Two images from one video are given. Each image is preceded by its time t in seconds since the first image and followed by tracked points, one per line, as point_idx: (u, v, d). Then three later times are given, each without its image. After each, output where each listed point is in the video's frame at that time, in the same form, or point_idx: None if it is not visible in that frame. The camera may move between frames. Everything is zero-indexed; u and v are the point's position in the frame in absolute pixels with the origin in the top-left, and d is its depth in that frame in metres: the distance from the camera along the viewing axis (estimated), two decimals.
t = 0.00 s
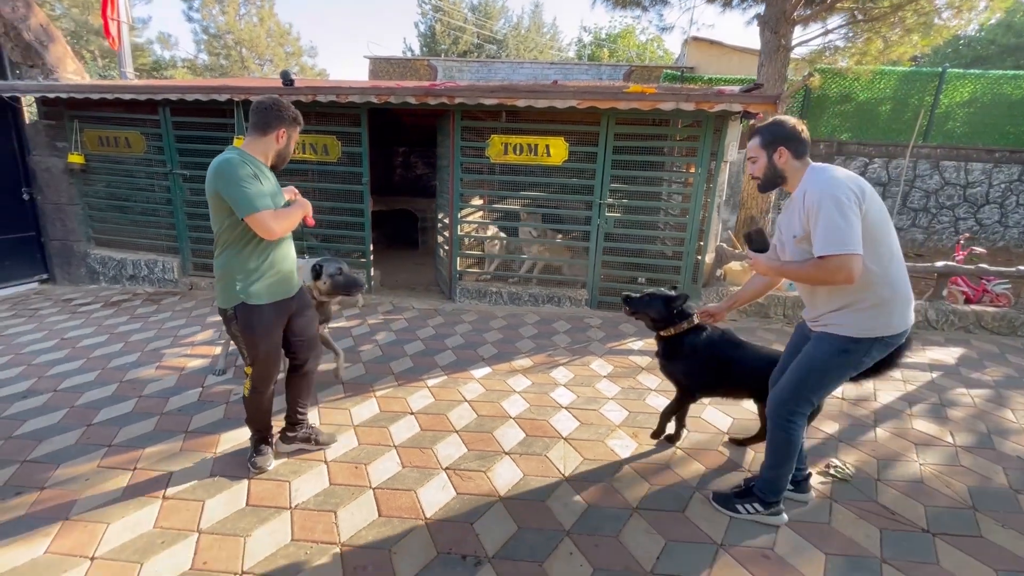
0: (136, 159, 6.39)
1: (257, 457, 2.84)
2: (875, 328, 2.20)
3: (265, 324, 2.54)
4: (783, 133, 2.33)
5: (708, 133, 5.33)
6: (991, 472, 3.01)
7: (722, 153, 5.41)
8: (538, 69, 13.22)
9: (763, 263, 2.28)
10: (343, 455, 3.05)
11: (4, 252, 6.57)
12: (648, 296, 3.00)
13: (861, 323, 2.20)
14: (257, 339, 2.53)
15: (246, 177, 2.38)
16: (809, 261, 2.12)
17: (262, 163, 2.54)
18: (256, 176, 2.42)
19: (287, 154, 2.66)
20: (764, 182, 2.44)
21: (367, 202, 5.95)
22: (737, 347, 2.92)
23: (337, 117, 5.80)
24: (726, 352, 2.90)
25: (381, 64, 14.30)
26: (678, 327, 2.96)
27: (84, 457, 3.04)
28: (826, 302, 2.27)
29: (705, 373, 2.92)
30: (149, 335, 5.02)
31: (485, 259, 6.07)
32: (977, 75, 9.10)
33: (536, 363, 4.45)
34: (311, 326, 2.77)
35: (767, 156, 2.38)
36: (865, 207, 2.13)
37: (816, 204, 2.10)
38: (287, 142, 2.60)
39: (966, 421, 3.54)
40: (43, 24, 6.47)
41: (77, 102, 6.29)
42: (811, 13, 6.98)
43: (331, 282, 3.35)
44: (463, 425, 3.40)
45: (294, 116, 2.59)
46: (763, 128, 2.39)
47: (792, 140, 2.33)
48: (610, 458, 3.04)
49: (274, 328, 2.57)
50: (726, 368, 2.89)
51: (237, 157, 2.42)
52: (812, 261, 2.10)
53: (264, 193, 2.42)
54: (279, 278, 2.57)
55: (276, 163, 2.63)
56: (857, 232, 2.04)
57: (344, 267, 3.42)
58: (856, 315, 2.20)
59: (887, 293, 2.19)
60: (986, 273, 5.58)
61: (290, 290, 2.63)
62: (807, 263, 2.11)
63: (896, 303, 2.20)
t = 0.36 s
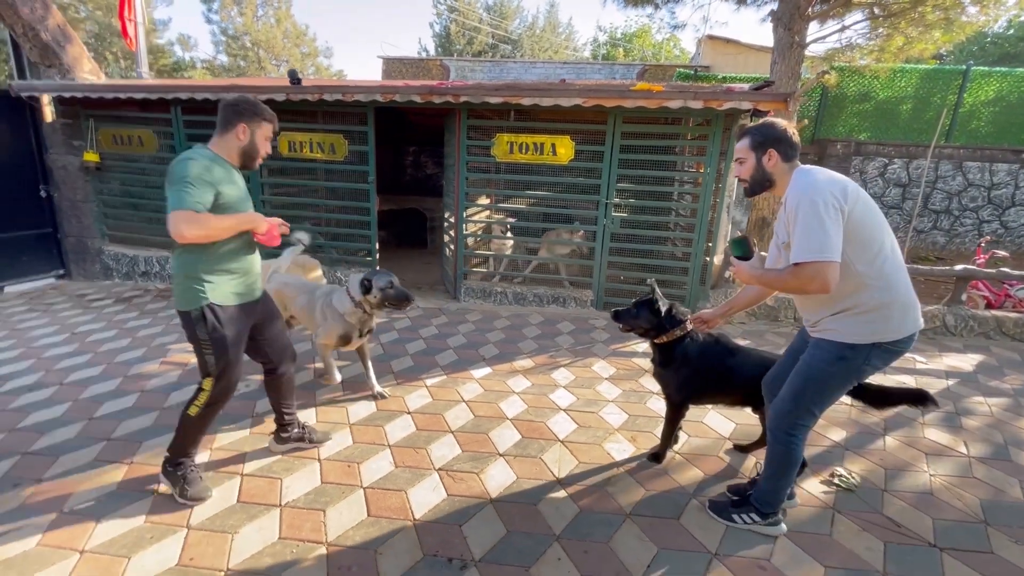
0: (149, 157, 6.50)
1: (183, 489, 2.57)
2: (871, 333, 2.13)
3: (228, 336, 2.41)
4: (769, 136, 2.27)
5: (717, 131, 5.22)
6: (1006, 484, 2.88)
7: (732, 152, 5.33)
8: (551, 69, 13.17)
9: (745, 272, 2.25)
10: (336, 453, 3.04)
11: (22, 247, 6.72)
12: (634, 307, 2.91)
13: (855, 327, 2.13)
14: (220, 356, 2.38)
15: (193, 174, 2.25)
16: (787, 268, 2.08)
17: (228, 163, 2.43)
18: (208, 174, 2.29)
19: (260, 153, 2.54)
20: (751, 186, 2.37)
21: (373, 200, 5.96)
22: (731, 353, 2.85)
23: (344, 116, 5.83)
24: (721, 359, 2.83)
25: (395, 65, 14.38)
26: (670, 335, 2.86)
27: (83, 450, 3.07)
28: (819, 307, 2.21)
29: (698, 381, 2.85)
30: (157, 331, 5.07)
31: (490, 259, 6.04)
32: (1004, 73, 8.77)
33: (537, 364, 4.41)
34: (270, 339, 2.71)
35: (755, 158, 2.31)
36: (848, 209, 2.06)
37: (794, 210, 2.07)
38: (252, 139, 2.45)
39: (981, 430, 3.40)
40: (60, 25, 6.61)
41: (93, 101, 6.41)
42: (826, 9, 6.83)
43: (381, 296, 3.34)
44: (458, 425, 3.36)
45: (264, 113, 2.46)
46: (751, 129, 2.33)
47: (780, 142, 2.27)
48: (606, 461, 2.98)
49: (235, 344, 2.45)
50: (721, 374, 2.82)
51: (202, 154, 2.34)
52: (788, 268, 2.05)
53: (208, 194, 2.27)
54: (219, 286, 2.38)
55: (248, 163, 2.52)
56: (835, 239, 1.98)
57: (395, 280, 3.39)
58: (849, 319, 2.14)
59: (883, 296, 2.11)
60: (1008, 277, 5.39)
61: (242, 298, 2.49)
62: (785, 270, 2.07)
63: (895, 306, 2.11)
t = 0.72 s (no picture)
0: (151, 153, 6.57)
1: (172, 482, 2.61)
2: (875, 343, 2.17)
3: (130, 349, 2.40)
4: (749, 151, 2.27)
5: (714, 130, 5.22)
6: (989, 485, 2.88)
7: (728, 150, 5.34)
8: (555, 66, 13.15)
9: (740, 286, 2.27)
10: (324, 446, 3.09)
11: (28, 241, 6.83)
12: (636, 303, 2.93)
13: (860, 339, 2.17)
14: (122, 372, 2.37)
15: (96, 187, 2.34)
16: (785, 287, 2.10)
17: (158, 185, 2.47)
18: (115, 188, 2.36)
19: (203, 178, 2.50)
20: (735, 202, 2.38)
21: (371, 197, 6.02)
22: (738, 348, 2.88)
23: (342, 113, 5.88)
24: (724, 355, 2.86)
25: (399, 62, 14.40)
26: (683, 328, 2.88)
27: (78, 440, 3.14)
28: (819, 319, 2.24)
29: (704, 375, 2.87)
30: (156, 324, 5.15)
31: (487, 256, 6.09)
32: (1012, 71, 8.73)
33: (528, 361, 4.45)
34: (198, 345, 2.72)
35: (737, 175, 2.32)
36: (839, 225, 2.09)
37: (786, 229, 2.08)
38: (181, 164, 2.42)
39: (968, 432, 3.39)
40: (65, 22, 6.70)
41: (97, 97, 6.49)
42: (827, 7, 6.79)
43: (459, 340, 2.98)
44: (446, 420, 3.41)
45: (196, 136, 2.42)
46: (730, 143, 2.34)
47: (761, 156, 2.28)
48: (589, 457, 3.01)
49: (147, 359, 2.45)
50: (727, 367, 2.85)
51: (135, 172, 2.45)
52: (787, 287, 2.08)
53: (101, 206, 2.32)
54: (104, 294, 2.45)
55: (192, 189, 2.50)
56: (830, 257, 2.01)
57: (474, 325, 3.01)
58: (852, 330, 2.19)
59: (883, 307, 2.16)
60: (1007, 278, 5.34)
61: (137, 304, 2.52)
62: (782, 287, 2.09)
63: (894, 315, 2.17)
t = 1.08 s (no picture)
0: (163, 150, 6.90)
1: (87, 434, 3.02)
2: (846, 339, 2.20)
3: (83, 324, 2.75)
4: (743, 154, 2.25)
5: (696, 128, 5.44)
6: (933, 458, 3.06)
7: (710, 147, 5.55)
8: (557, 65, 13.39)
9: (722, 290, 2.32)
10: (316, 418, 3.35)
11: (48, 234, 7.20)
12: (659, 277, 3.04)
13: (830, 333, 2.20)
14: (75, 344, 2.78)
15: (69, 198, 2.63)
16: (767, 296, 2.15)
17: (120, 187, 2.71)
18: (82, 195, 2.63)
19: (155, 175, 2.68)
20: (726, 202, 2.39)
21: (370, 192, 6.29)
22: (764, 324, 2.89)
23: (343, 112, 6.16)
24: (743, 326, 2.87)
25: (405, 61, 14.69)
26: (703, 300, 2.93)
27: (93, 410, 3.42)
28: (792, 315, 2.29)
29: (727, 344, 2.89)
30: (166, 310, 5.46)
31: (481, 249, 6.34)
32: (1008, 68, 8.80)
33: (514, 346, 4.70)
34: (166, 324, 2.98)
35: (728, 176, 2.31)
36: (824, 237, 2.09)
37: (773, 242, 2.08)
38: (129, 162, 2.61)
39: (924, 413, 3.58)
40: (83, 26, 7.05)
41: (112, 97, 6.83)
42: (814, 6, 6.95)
43: (426, 297, 2.91)
44: (430, 397, 3.66)
45: (140, 134, 2.58)
46: (724, 144, 2.31)
47: (755, 161, 2.26)
48: (560, 430, 3.25)
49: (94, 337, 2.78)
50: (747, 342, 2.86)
51: (96, 175, 2.69)
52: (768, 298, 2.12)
53: (75, 213, 2.62)
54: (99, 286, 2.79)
55: (148, 185, 2.70)
56: (813, 273, 2.04)
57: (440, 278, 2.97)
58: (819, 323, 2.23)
59: (858, 307, 2.17)
60: (985, 270, 5.47)
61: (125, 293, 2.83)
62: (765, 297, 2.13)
63: (869, 315, 2.19)
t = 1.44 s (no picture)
0: (179, 151, 7.25)
1: (115, 410, 3.35)
2: (855, 319, 2.45)
3: (96, 304, 3.05)
4: (761, 146, 2.55)
5: (684, 129, 5.69)
6: (885, 437, 3.33)
7: (698, 147, 5.80)
8: (560, 65, 13.64)
9: (743, 271, 2.59)
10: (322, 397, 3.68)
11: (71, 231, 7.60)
12: (639, 292, 3.21)
13: (840, 313, 2.46)
14: (90, 320, 3.09)
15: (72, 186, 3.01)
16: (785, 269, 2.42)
17: (111, 173, 3.03)
18: (79, 183, 2.98)
19: (136, 158, 2.95)
20: (739, 189, 2.65)
21: (374, 191, 6.60)
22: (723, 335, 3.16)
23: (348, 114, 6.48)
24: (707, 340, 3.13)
25: (411, 62, 14.97)
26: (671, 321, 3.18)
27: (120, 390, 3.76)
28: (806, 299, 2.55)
29: (694, 358, 3.16)
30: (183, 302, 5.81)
31: (479, 245, 6.64)
32: (1001, 67, 8.98)
33: (507, 336, 5.01)
34: (165, 313, 3.23)
35: (745, 164, 2.60)
36: (832, 216, 2.40)
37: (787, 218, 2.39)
38: (114, 147, 2.90)
39: (885, 397, 3.84)
40: (103, 33, 7.42)
41: (131, 101, 7.19)
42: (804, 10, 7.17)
43: (388, 298, 3.00)
44: (427, 380, 3.98)
45: (121, 121, 2.86)
46: (746, 137, 2.60)
47: (769, 152, 2.56)
48: (543, 410, 3.55)
49: (107, 316, 3.08)
50: (710, 354, 3.14)
51: (92, 164, 3.04)
52: (787, 269, 2.39)
53: (74, 198, 2.98)
54: (101, 267, 3.08)
55: (132, 169, 2.99)
56: (826, 244, 2.33)
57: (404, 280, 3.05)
58: (828, 307, 2.48)
59: (866, 289, 2.43)
60: (962, 266, 5.68)
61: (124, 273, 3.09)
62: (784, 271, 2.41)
63: (876, 298, 2.45)
